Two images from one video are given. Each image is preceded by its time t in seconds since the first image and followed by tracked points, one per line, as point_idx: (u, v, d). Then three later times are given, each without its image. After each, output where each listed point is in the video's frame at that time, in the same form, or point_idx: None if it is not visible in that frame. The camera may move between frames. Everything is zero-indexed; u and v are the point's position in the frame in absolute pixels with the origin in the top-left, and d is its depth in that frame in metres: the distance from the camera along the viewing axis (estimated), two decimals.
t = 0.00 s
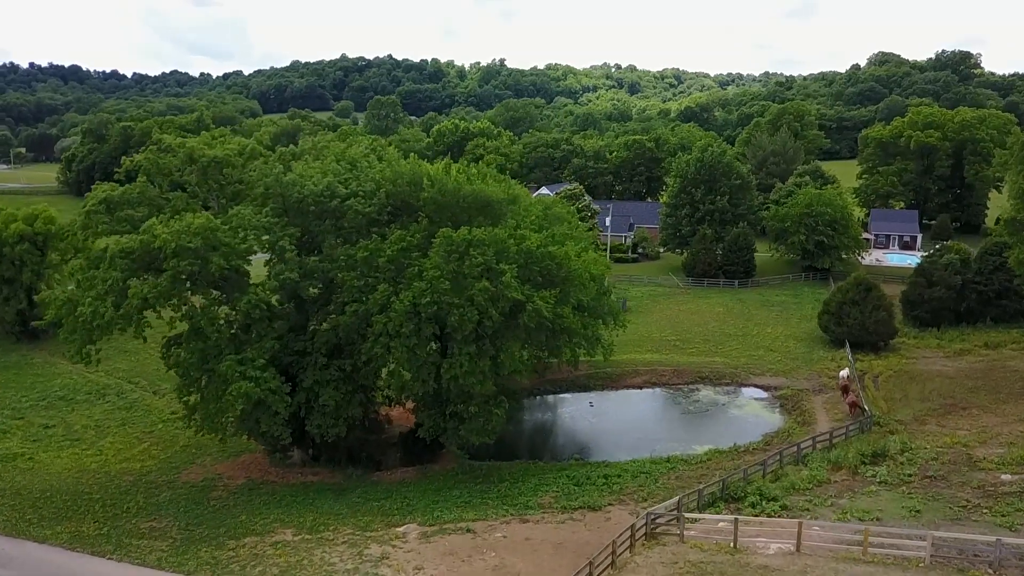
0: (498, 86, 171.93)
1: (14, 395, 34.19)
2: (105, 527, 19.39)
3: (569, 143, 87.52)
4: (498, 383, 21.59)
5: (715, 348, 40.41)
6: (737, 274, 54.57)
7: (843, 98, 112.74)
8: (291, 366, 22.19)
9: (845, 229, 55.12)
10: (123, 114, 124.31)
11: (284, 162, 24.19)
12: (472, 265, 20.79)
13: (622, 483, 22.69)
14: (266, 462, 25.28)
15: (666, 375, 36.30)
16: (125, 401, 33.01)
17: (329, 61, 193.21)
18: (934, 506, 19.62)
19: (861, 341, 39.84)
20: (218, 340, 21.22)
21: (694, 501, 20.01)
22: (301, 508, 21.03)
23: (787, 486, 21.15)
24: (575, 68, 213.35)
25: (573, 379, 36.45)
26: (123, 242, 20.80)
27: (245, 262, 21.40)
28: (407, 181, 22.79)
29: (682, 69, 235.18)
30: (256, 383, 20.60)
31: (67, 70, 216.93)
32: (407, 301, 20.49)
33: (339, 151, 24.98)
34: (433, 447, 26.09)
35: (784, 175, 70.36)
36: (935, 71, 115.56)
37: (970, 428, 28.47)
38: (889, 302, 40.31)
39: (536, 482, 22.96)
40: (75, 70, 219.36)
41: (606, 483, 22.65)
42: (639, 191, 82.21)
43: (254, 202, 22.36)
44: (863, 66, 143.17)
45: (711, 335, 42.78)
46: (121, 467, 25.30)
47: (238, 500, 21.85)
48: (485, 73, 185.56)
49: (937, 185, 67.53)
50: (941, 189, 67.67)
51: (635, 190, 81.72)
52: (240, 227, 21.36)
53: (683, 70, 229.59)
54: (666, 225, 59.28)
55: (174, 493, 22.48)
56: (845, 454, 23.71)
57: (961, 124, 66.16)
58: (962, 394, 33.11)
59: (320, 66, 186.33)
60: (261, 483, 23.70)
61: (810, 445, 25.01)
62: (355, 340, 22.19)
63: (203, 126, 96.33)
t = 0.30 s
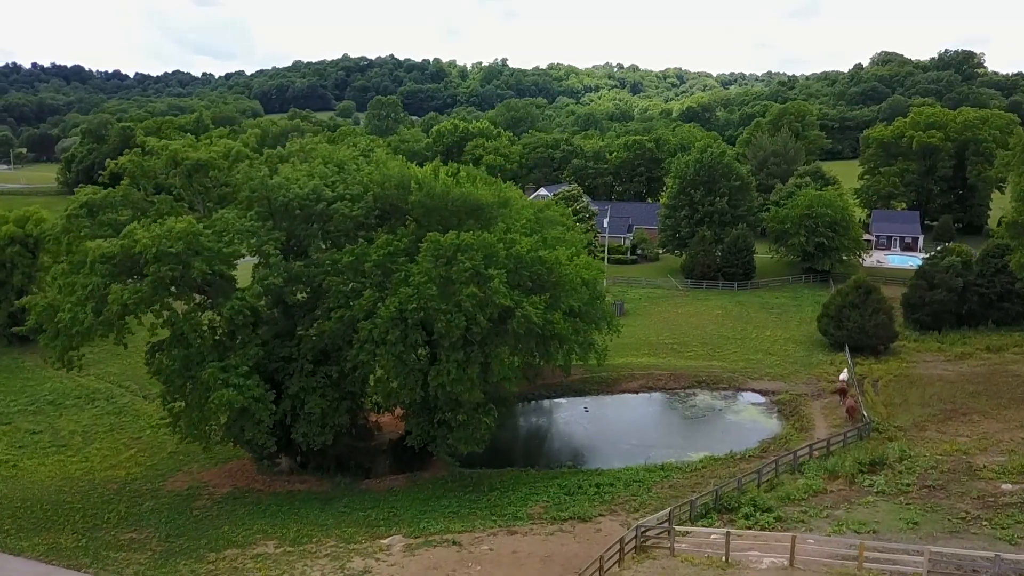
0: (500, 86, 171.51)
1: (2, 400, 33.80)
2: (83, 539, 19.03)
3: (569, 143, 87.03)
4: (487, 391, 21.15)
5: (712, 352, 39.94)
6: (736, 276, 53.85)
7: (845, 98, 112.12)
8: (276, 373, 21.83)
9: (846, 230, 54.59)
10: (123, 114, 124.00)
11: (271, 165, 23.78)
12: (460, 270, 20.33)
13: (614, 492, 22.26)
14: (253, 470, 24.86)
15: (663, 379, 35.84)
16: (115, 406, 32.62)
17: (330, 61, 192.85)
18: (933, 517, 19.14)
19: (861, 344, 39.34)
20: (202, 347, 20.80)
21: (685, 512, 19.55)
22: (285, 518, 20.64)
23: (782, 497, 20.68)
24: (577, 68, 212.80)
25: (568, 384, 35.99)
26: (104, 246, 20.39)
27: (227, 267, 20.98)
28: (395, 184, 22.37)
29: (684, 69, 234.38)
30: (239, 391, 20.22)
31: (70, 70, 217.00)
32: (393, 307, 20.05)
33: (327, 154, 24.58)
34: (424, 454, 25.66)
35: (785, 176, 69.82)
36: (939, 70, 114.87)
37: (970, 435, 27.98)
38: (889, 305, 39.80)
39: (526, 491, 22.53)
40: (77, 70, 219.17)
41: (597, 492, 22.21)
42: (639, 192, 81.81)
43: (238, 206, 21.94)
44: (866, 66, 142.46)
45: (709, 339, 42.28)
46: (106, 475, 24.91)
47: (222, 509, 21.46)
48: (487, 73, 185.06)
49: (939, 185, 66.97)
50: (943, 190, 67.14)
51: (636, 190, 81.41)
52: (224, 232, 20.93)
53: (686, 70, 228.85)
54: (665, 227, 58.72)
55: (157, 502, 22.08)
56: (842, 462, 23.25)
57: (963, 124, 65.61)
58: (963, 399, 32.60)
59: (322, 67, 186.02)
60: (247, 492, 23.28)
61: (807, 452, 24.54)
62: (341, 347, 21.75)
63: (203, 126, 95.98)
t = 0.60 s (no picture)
0: (501, 85, 171.10)
1: None
2: (60, 552, 18.64)
3: (568, 143, 86.55)
4: (475, 398, 20.69)
5: (710, 355, 39.45)
6: (734, 279, 53.45)
7: (848, 98, 111.52)
8: (260, 381, 21.43)
9: (846, 231, 54.07)
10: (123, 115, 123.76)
11: (256, 168, 23.34)
12: (446, 276, 19.89)
13: (605, 502, 21.80)
14: (239, 477, 24.39)
15: (659, 384, 35.35)
16: (103, 410, 32.21)
17: (332, 61, 192.50)
18: (930, 530, 18.64)
19: (860, 348, 38.84)
20: (183, 354, 20.38)
21: (676, 524, 19.08)
22: (268, 529, 20.19)
23: (776, 507, 20.20)
24: (579, 68, 212.22)
25: (563, 388, 35.50)
26: (82, 252, 19.98)
27: (209, 271, 20.54)
28: (381, 187, 21.93)
29: (687, 69, 233.65)
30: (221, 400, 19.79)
31: (72, 70, 216.84)
32: (378, 314, 19.60)
33: (314, 157, 24.15)
34: (413, 462, 25.22)
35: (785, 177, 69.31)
36: (941, 70, 114.28)
37: (970, 442, 27.47)
38: (889, 308, 39.29)
39: (515, 501, 22.08)
40: (79, 70, 219.01)
41: (588, 502, 21.76)
42: (639, 192, 81.38)
43: (221, 210, 21.50)
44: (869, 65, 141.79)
45: (707, 342, 41.79)
46: (90, 483, 24.53)
47: (204, 520, 21.06)
48: (488, 73, 184.65)
49: (941, 186, 66.41)
50: (945, 191, 66.62)
51: (635, 191, 80.98)
52: (206, 236, 20.50)
53: (688, 69, 227.97)
54: (664, 228, 58.25)
55: (139, 512, 21.63)
56: (838, 472, 22.76)
57: (965, 124, 65.09)
58: (963, 404, 32.10)
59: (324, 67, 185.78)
60: (232, 501, 22.80)
61: (803, 460, 24.07)
62: (326, 353, 21.31)
63: (201, 126, 95.64)
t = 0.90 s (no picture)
0: (503, 85, 170.59)
1: None
2: (34, 566, 18.23)
3: (568, 143, 86.04)
4: (461, 407, 20.23)
5: (707, 360, 38.94)
6: (733, 281, 52.93)
7: (850, 98, 110.87)
8: (243, 388, 21.04)
9: (846, 233, 53.51)
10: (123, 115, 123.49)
11: (240, 172, 22.88)
12: (430, 282, 19.40)
13: (595, 513, 21.33)
14: (224, 485, 23.90)
15: (655, 389, 34.84)
16: (90, 415, 31.75)
17: (333, 61, 192.10)
18: (927, 544, 18.14)
19: (859, 352, 38.31)
20: (162, 362, 19.93)
21: (666, 537, 18.60)
22: (248, 541, 19.75)
23: (769, 519, 19.71)
24: (581, 68, 211.63)
25: (558, 393, 35.00)
26: (59, 258, 19.55)
27: (190, 278, 20.09)
28: (366, 191, 21.46)
29: (689, 69, 232.94)
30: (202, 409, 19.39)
31: (75, 71, 216.72)
32: (360, 321, 19.14)
33: (300, 160, 23.69)
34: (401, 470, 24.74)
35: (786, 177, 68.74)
36: (945, 69, 113.61)
37: (970, 450, 26.95)
38: (889, 311, 38.77)
39: (503, 511, 21.61)
40: (82, 70, 218.83)
41: (577, 513, 21.28)
42: (639, 193, 80.88)
43: (202, 215, 21.04)
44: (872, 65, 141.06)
45: (705, 346, 41.28)
46: (72, 491, 24.09)
47: (185, 531, 20.63)
48: (490, 73, 184.15)
49: (943, 187, 65.86)
50: (947, 191, 66.05)
51: (635, 192, 80.48)
52: (186, 242, 20.07)
53: (690, 69, 227.21)
54: (662, 230, 57.73)
55: (118, 523, 21.19)
56: (834, 482, 22.27)
57: (967, 124, 64.55)
58: (964, 410, 31.58)
59: (326, 67, 185.41)
60: (215, 511, 22.34)
61: (799, 469, 23.55)
62: (310, 361, 20.84)
63: (200, 126, 95.31)
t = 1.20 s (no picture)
0: (505, 85, 170.05)
1: None
2: None
3: (568, 144, 85.54)
4: (445, 417, 19.77)
5: (704, 364, 38.42)
6: (732, 283, 52.37)
7: (853, 98, 110.18)
8: (224, 397, 20.62)
9: (846, 235, 52.94)
10: (125, 116, 123.27)
11: (222, 175, 22.40)
12: (413, 288, 18.89)
13: (584, 524, 20.85)
14: (207, 495, 23.36)
15: (649, 394, 34.35)
16: (77, 419, 31.30)
17: (335, 61, 191.72)
18: (922, 560, 17.64)
19: (858, 356, 37.78)
20: (140, 370, 19.52)
21: (655, 551, 18.12)
22: (227, 554, 19.34)
23: (761, 532, 19.23)
24: (583, 68, 211.02)
25: (552, 398, 34.49)
26: (34, 264, 19.09)
27: (168, 284, 19.65)
28: (349, 195, 20.98)
29: (692, 69, 232.12)
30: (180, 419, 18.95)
31: (78, 70, 216.39)
32: (341, 328, 18.66)
33: (284, 162, 23.22)
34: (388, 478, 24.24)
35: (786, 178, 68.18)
36: (948, 69, 112.85)
37: (970, 458, 26.40)
38: (888, 315, 38.22)
39: (491, 522, 21.15)
40: (84, 70, 218.70)
41: (565, 525, 20.82)
42: (638, 194, 80.36)
43: (182, 219, 20.54)
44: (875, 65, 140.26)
45: (702, 350, 40.77)
46: (53, 500, 23.66)
47: (165, 543, 20.22)
48: (492, 72, 183.52)
49: (945, 188, 65.30)
50: (949, 192, 65.41)
51: (635, 193, 80.00)
52: (165, 247, 19.61)
53: (694, 69, 226.49)
54: (661, 231, 57.21)
55: (96, 534, 20.73)
56: (829, 492, 21.76)
57: (969, 125, 63.96)
58: (964, 416, 31.04)
59: (327, 67, 185.06)
60: (195, 522, 21.82)
61: (793, 478, 23.03)
62: (291, 369, 20.36)
63: (200, 126, 95.02)
